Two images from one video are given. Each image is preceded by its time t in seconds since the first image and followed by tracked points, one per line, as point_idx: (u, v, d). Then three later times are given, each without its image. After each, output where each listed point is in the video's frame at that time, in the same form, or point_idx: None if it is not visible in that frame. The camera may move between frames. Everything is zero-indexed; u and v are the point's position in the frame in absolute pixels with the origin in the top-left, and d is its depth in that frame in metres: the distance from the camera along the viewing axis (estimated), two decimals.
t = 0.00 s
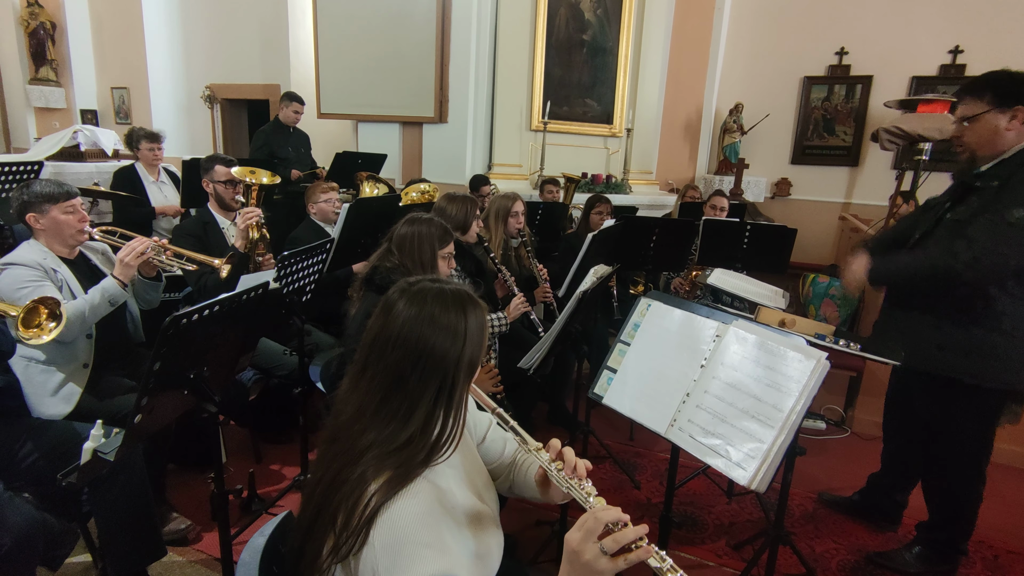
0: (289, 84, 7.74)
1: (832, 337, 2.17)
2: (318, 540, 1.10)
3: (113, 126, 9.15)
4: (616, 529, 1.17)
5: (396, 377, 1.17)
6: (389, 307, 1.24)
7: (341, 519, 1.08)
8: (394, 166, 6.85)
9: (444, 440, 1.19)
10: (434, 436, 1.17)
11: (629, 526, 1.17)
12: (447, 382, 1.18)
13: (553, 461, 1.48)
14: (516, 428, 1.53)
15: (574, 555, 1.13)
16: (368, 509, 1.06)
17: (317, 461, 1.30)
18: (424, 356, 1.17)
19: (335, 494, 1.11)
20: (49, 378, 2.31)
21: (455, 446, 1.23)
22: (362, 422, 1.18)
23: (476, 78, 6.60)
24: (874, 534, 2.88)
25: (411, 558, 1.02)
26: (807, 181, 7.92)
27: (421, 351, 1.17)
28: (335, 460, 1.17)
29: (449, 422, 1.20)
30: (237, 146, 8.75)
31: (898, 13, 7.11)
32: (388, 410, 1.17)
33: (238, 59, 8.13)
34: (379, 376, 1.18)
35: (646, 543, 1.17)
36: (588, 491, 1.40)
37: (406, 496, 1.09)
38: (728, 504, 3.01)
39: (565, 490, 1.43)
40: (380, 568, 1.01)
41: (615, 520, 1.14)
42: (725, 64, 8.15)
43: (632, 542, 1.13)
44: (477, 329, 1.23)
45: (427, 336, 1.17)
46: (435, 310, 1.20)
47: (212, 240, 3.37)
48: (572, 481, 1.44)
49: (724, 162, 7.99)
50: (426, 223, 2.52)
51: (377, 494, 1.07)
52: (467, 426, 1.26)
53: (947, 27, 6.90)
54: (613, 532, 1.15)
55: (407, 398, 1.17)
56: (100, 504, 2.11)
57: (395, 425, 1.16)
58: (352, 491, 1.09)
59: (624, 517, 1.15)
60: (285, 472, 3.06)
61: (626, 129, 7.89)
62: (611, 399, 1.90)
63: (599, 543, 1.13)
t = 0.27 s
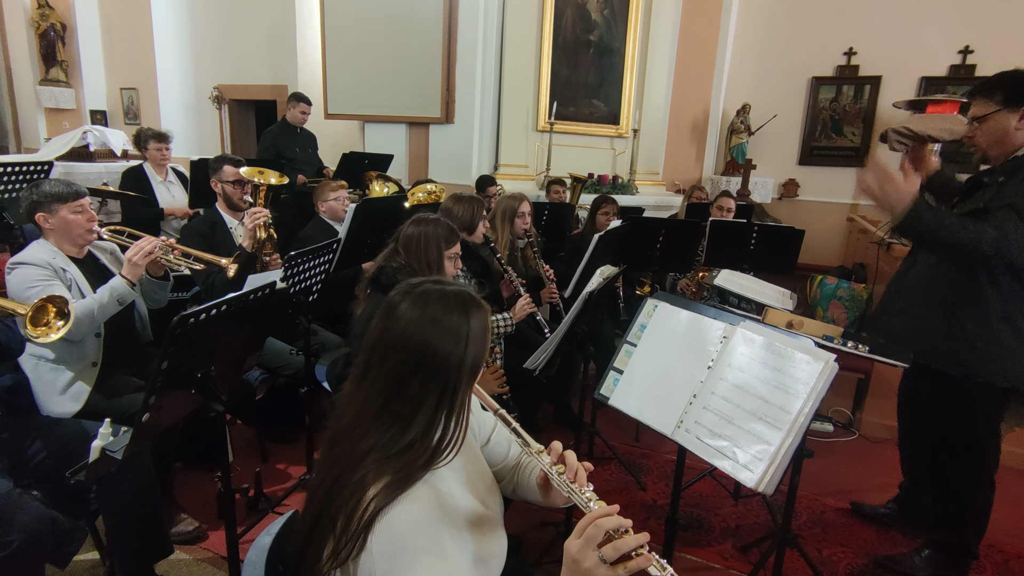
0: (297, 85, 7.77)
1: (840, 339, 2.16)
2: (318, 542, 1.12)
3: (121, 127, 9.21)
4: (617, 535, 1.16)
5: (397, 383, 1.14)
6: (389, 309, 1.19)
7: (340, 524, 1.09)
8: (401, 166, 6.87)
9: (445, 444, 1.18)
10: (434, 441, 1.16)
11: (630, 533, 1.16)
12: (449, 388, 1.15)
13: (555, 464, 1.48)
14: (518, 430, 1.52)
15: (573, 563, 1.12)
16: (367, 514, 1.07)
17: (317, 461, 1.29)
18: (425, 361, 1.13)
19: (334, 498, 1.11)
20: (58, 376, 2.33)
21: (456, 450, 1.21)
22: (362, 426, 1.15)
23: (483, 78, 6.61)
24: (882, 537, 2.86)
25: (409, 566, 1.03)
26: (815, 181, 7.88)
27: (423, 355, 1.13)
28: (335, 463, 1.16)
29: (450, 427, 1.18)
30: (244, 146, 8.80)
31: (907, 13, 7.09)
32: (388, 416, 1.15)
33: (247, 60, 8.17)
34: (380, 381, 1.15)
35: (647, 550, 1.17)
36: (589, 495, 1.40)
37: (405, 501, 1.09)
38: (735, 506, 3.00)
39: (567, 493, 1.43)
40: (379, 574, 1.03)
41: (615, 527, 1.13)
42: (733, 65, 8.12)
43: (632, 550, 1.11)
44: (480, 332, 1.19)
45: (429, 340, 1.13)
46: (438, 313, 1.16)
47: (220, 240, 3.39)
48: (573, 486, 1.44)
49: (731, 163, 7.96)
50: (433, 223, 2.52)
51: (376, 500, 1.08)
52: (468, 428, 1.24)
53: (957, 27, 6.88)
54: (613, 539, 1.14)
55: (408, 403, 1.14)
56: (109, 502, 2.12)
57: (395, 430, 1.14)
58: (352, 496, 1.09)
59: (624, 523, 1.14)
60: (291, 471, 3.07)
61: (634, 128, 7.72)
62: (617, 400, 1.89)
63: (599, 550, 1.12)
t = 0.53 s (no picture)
0: (307, 86, 7.81)
1: (851, 341, 2.15)
2: (324, 544, 1.12)
3: (134, 128, 9.30)
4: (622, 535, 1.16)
5: (400, 385, 1.14)
6: (392, 310, 1.20)
7: (346, 525, 1.10)
8: (410, 167, 6.90)
9: (449, 445, 1.18)
10: (438, 442, 1.17)
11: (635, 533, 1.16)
12: (452, 389, 1.16)
13: (560, 465, 1.48)
14: (522, 429, 1.52)
15: (578, 564, 1.12)
16: (372, 515, 1.08)
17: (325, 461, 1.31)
18: (428, 362, 1.13)
19: (341, 499, 1.12)
20: (73, 374, 2.36)
21: (461, 450, 1.22)
22: (366, 429, 1.16)
23: (493, 79, 6.62)
24: (893, 541, 2.84)
25: (413, 567, 1.05)
26: (826, 183, 7.83)
27: (426, 357, 1.13)
28: (341, 465, 1.17)
29: (454, 428, 1.18)
30: (255, 147, 8.86)
31: (920, 13, 7.04)
32: (392, 418, 1.15)
33: (258, 61, 8.23)
34: (383, 382, 1.15)
35: (652, 552, 1.17)
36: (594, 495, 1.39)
37: (410, 503, 1.11)
38: (744, 509, 2.98)
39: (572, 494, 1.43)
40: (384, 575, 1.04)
41: (620, 528, 1.13)
42: (743, 67, 8.10)
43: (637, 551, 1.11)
44: (483, 333, 1.19)
45: (431, 341, 1.14)
46: (440, 313, 1.16)
47: (232, 239, 3.42)
48: (579, 487, 1.43)
49: (742, 164, 7.93)
50: (443, 224, 2.53)
51: (381, 501, 1.09)
52: (473, 429, 1.25)
53: (970, 27, 6.83)
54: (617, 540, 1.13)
55: (412, 404, 1.15)
56: (123, 499, 2.14)
57: (399, 432, 1.15)
58: (357, 498, 1.10)
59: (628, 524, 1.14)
60: (301, 470, 3.09)
61: (643, 130, 7.81)
62: (627, 401, 1.89)
63: (604, 552, 1.12)
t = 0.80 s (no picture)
0: (321, 88, 7.88)
1: (867, 345, 2.14)
2: (332, 545, 1.12)
3: (151, 129, 9.41)
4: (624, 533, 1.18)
5: (403, 386, 1.13)
6: (395, 311, 1.20)
7: (353, 526, 1.10)
8: (423, 168, 6.94)
9: (453, 445, 1.18)
10: (443, 442, 1.16)
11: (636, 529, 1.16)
12: (455, 389, 1.14)
13: (563, 462, 1.50)
14: (527, 427, 1.55)
15: (579, 561, 1.12)
16: (378, 516, 1.09)
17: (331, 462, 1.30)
18: (430, 362, 1.12)
19: (347, 501, 1.12)
20: (93, 372, 2.40)
21: (465, 450, 1.22)
22: (371, 431, 1.15)
23: (505, 81, 6.64)
24: (909, 547, 2.81)
25: (419, 567, 1.05)
26: (841, 185, 7.77)
27: (428, 357, 1.12)
28: (347, 467, 1.16)
29: (458, 427, 1.18)
30: (270, 148, 8.95)
31: (937, 14, 6.97)
32: (396, 419, 1.14)
33: (273, 64, 8.31)
34: (386, 384, 1.14)
35: (654, 548, 1.18)
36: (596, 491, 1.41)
37: (414, 503, 1.11)
38: (757, 512, 2.97)
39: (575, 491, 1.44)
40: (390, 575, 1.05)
41: (621, 525, 1.14)
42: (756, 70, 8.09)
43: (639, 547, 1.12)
44: (484, 332, 1.19)
45: (434, 341, 1.13)
46: (442, 313, 1.16)
47: (248, 240, 3.46)
48: (582, 484, 1.45)
49: (755, 166, 7.89)
50: (456, 225, 2.54)
51: (386, 502, 1.09)
52: (477, 427, 1.25)
53: (989, 29, 6.75)
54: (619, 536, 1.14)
55: (416, 405, 1.13)
56: (141, 495, 2.17)
57: (403, 433, 1.14)
58: (363, 499, 1.10)
59: (630, 520, 1.14)
60: (314, 469, 3.12)
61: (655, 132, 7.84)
62: (640, 403, 1.89)
63: (605, 549, 1.12)
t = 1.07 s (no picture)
0: (338, 91, 7.95)
1: (888, 348, 2.12)
2: (339, 547, 1.12)
3: (171, 132, 9.57)
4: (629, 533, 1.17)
5: (406, 387, 1.13)
6: (397, 311, 1.19)
7: (360, 526, 1.10)
8: (438, 171, 6.98)
9: (457, 445, 1.17)
10: (447, 443, 1.16)
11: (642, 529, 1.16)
12: (459, 390, 1.14)
13: (568, 461, 1.48)
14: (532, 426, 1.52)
15: (584, 561, 1.12)
16: (383, 516, 1.10)
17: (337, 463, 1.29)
18: (433, 363, 1.12)
19: (354, 502, 1.12)
20: (115, 369, 2.44)
21: (470, 449, 1.21)
22: (375, 432, 1.14)
23: (520, 83, 6.66)
24: (930, 555, 2.77)
25: (423, 567, 1.08)
26: (860, 188, 7.69)
27: (431, 358, 1.12)
28: (352, 468, 1.16)
29: (462, 428, 1.17)
30: (287, 151, 9.05)
31: (958, 15, 6.87)
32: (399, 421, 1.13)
33: (291, 67, 8.42)
34: (389, 385, 1.13)
35: (660, 548, 1.17)
36: (602, 491, 1.41)
37: (419, 504, 1.13)
38: (773, 517, 2.94)
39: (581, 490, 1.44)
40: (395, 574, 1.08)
41: (626, 525, 1.13)
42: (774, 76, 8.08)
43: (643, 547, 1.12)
44: (488, 332, 1.19)
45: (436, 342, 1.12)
46: (445, 313, 1.15)
47: (266, 241, 3.50)
48: (588, 484, 1.44)
49: (772, 168, 7.83)
50: (473, 227, 2.55)
51: (391, 502, 1.10)
52: (482, 428, 1.25)
53: (1012, 29, 6.63)
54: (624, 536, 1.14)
55: (419, 407, 1.13)
56: (161, 492, 2.21)
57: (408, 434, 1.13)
58: (369, 500, 1.10)
59: (635, 520, 1.13)
60: (330, 468, 3.14)
61: (671, 134, 7.74)
62: (656, 404, 1.89)
63: (610, 549, 1.12)
